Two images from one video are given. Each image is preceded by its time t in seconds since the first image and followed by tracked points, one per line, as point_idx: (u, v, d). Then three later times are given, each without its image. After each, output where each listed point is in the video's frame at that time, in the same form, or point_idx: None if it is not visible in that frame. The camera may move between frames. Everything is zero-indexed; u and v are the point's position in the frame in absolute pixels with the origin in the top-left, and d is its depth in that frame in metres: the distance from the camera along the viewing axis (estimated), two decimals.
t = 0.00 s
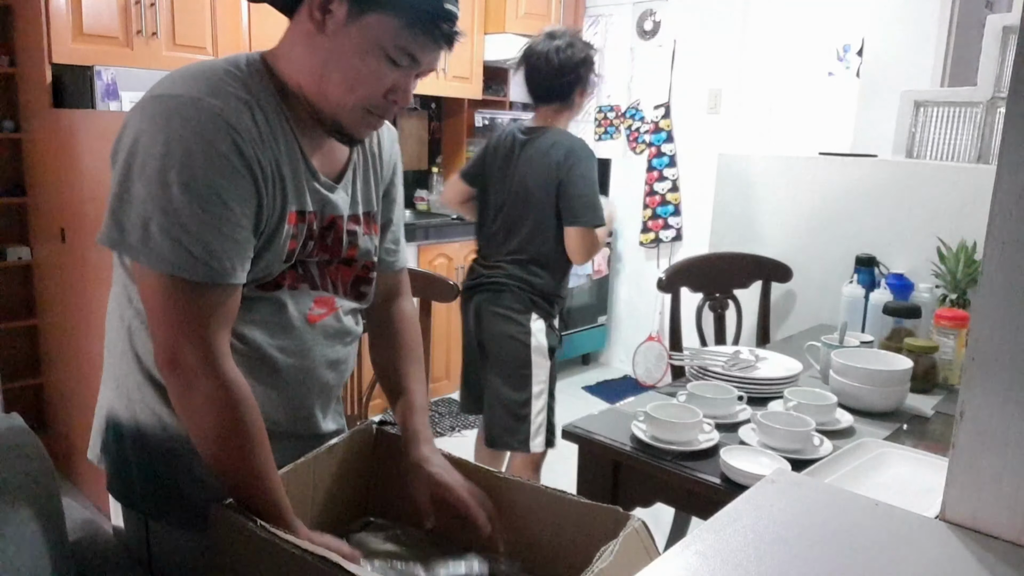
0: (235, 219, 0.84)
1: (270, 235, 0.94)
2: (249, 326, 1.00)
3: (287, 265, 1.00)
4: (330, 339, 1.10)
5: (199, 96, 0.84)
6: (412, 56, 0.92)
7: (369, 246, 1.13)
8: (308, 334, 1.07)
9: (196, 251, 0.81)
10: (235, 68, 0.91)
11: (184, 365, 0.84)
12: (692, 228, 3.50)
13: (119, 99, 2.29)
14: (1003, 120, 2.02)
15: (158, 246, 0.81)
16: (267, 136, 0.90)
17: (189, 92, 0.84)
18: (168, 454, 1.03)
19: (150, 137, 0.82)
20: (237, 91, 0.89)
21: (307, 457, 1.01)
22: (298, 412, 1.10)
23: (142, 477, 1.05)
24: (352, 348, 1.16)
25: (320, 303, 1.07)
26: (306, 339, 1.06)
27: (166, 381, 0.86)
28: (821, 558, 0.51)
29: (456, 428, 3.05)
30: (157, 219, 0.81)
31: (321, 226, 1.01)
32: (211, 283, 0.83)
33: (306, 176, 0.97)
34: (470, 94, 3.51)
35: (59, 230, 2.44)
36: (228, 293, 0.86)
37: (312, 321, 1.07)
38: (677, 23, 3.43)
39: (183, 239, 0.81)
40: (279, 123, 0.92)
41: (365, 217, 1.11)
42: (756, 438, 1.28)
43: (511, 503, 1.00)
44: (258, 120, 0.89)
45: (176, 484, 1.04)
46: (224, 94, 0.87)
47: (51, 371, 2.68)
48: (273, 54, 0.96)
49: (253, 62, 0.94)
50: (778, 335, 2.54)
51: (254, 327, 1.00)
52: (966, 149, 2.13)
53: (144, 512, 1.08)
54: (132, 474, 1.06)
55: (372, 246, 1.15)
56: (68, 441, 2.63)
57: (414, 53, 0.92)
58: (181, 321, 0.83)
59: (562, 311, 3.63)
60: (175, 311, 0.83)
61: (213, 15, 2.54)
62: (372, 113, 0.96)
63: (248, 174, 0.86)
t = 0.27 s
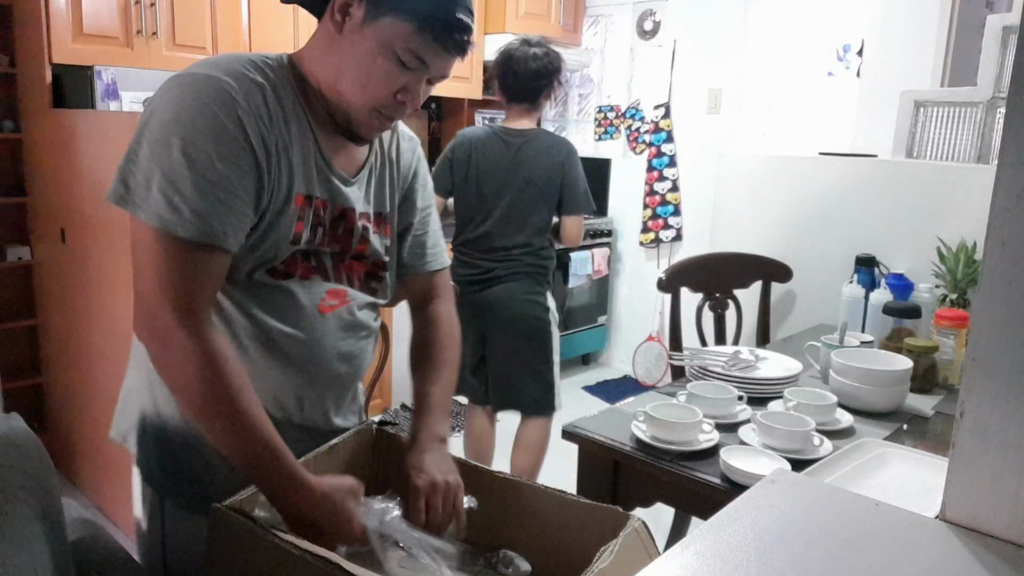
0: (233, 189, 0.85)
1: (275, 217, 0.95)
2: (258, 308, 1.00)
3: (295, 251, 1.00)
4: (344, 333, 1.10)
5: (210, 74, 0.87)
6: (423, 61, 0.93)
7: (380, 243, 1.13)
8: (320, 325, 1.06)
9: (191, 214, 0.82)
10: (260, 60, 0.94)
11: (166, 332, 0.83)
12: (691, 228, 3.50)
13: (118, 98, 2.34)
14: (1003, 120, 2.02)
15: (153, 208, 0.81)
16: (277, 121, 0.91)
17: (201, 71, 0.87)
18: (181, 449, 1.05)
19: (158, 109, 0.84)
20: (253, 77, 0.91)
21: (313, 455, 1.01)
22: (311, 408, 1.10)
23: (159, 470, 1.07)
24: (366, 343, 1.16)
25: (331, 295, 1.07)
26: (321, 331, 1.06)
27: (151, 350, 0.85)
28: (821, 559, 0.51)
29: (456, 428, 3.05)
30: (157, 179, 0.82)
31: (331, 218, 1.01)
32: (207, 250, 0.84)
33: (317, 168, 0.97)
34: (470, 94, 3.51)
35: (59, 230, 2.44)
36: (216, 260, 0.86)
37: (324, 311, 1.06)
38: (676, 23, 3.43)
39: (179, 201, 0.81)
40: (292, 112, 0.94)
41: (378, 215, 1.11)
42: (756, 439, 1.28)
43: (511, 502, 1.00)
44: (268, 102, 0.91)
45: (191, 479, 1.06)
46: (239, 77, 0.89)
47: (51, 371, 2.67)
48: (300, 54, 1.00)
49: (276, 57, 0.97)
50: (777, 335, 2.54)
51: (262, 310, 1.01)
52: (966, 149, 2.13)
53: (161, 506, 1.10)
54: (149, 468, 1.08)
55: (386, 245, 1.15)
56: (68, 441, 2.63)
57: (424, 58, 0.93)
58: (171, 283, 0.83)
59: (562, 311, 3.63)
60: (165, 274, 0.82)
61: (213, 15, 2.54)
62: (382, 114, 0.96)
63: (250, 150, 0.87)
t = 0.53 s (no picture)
0: (235, 202, 0.88)
1: (283, 220, 0.96)
2: (277, 308, 1.01)
3: (308, 252, 1.01)
4: (362, 327, 1.11)
5: (205, 92, 0.89)
6: (397, 50, 0.93)
7: (396, 233, 1.13)
8: (337, 319, 1.07)
9: (197, 231, 0.86)
10: (253, 69, 0.96)
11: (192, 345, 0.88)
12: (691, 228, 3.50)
13: (119, 99, 2.25)
14: (1003, 120, 2.02)
15: (164, 228, 0.86)
16: (273, 129, 0.93)
17: (198, 90, 0.90)
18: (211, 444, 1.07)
19: (161, 131, 0.88)
20: (246, 89, 0.93)
21: (322, 451, 1.02)
22: (332, 403, 1.11)
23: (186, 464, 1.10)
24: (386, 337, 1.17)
25: (348, 289, 1.08)
26: (338, 324, 1.07)
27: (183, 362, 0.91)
28: (822, 558, 0.51)
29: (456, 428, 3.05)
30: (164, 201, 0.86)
31: (335, 214, 1.02)
32: (217, 263, 0.87)
33: (319, 167, 0.99)
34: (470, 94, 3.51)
35: (59, 230, 2.44)
36: (239, 274, 0.90)
37: (340, 306, 1.07)
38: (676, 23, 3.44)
39: (184, 221, 0.86)
40: (287, 117, 0.96)
41: (388, 206, 1.11)
42: (756, 438, 1.28)
43: (510, 502, 1.00)
44: (263, 112, 0.93)
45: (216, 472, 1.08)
46: (231, 90, 0.91)
47: (51, 371, 2.67)
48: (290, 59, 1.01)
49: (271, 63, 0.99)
50: (777, 335, 2.54)
51: (279, 310, 1.01)
52: (966, 148, 2.13)
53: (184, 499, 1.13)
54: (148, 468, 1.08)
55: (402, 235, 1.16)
56: (68, 441, 2.63)
57: (399, 48, 0.93)
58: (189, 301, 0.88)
59: (562, 311, 3.63)
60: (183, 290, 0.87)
61: (213, 15, 2.54)
62: (371, 110, 0.97)
63: (248, 162, 0.89)
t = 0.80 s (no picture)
0: (230, 214, 0.89)
1: (284, 225, 0.97)
2: (285, 309, 1.02)
3: (314, 254, 1.02)
4: (372, 325, 1.11)
5: (198, 104, 0.91)
6: (379, 55, 0.94)
7: (403, 231, 1.13)
8: (346, 318, 1.07)
9: (195, 246, 0.88)
10: (246, 76, 0.98)
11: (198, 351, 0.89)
12: (691, 228, 3.50)
13: (119, 99, 2.25)
14: (1003, 120, 2.02)
15: (162, 244, 0.88)
16: (268, 137, 0.95)
17: (192, 102, 0.92)
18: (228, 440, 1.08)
19: (158, 147, 0.90)
20: (240, 99, 0.94)
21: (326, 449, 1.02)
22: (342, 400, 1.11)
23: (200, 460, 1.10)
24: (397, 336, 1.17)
25: (358, 289, 1.08)
26: (346, 323, 1.07)
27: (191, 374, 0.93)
28: (821, 558, 0.51)
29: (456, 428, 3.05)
30: (161, 216, 0.88)
31: (338, 215, 1.02)
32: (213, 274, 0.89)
33: (319, 170, 1.00)
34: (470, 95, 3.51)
35: (59, 231, 2.44)
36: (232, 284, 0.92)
37: (350, 306, 1.07)
38: (676, 24, 3.43)
39: (181, 235, 0.88)
40: (283, 124, 0.97)
41: (394, 203, 1.11)
42: (756, 439, 1.28)
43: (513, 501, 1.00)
44: (257, 120, 0.94)
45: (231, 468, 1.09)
46: (224, 101, 0.93)
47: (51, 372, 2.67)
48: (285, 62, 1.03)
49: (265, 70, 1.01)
50: (777, 335, 2.54)
51: (286, 311, 1.02)
52: (966, 148, 2.13)
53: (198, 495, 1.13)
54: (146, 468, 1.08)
55: (410, 232, 1.16)
56: (67, 442, 2.63)
57: (380, 53, 0.94)
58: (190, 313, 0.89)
59: (562, 311, 3.63)
60: (185, 302, 0.89)
61: (213, 15, 2.54)
62: (362, 111, 0.98)
63: (241, 173, 0.90)
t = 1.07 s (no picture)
0: (228, 192, 0.90)
1: (282, 213, 0.97)
2: (281, 302, 1.03)
3: (312, 247, 1.02)
4: (369, 323, 1.10)
5: (205, 87, 0.93)
6: (384, 42, 0.96)
7: (405, 229, 1.14)
8: (342, 315, 1.07)
9: (190, 222, 0.88)
10: (254, 67, 1.00)
11: (195, 338, 0.90)
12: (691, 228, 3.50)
13: (119, 99, 2.25)
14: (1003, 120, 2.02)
15: (159, 222, 0.89)
16: (272, 122, 0.96)
17: (200, 85, 0.93)
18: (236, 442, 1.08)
19: (164, 128, 0.92)
20: (248, 86, 0.96)
21: (326, 450, 1.02)
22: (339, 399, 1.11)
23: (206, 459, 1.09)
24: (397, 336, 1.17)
25: (355, 284, 1.08)
26: (343, 319, 1.07)
27: (192, 356, 0.93)
28: (820, 558, 0.51)
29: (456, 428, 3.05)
30: (160, 194, 0.89)
31: (339, 210, 1.02)
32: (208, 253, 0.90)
33: (321, 162, 1.00)
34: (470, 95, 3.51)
35: (60, 230, 2.44)
36: (229, 263, 0.92)
37: (345, 302, 1.07)
38: (675, 24, 3.43)
39: (178, 213, 0.88)
40: (289, 113, 0.98)
41: (397, 201, 1.12)
42: (756, 439, 1.28)
43: (513, 502, 1.00)
44: (263, 107, 0.96)
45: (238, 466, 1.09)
46: (232, 87, 0.95)
47: (50, 372, 2.67)
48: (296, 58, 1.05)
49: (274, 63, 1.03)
50: (777, 335, 2.54)
51: (283, 304, 1.03)
52: (967, 148, 2.12)
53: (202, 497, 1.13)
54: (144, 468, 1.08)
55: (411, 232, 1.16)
56: (67, 442, 2.63)
57: (385, 39, 0.96)
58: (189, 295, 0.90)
59: (562, 311, 3.63)
60: (180, 283, 0.89)
61: (213, 15, 2.54)
62: (365, 100, 0.99)
63: (241, 154, 0.91)
